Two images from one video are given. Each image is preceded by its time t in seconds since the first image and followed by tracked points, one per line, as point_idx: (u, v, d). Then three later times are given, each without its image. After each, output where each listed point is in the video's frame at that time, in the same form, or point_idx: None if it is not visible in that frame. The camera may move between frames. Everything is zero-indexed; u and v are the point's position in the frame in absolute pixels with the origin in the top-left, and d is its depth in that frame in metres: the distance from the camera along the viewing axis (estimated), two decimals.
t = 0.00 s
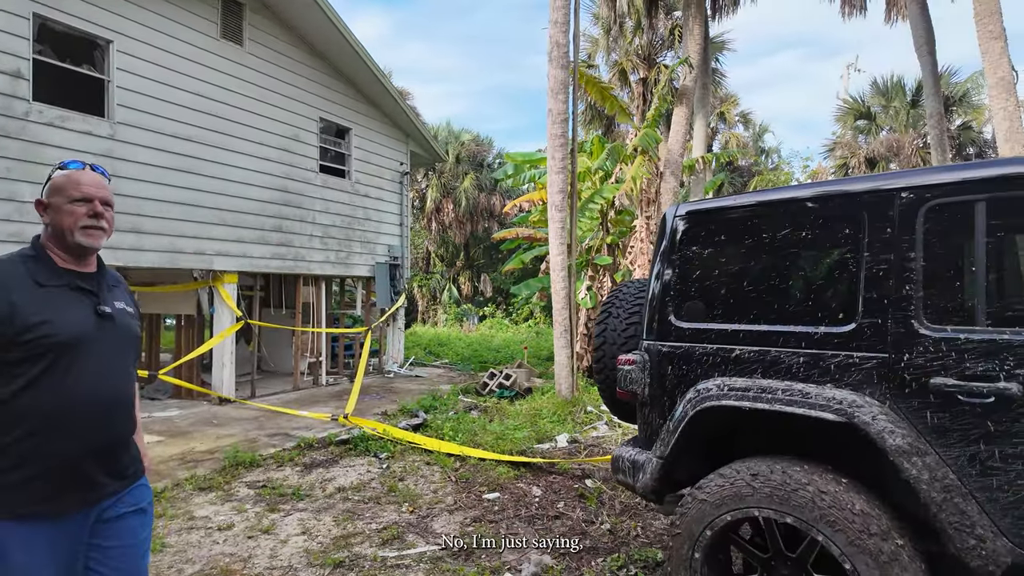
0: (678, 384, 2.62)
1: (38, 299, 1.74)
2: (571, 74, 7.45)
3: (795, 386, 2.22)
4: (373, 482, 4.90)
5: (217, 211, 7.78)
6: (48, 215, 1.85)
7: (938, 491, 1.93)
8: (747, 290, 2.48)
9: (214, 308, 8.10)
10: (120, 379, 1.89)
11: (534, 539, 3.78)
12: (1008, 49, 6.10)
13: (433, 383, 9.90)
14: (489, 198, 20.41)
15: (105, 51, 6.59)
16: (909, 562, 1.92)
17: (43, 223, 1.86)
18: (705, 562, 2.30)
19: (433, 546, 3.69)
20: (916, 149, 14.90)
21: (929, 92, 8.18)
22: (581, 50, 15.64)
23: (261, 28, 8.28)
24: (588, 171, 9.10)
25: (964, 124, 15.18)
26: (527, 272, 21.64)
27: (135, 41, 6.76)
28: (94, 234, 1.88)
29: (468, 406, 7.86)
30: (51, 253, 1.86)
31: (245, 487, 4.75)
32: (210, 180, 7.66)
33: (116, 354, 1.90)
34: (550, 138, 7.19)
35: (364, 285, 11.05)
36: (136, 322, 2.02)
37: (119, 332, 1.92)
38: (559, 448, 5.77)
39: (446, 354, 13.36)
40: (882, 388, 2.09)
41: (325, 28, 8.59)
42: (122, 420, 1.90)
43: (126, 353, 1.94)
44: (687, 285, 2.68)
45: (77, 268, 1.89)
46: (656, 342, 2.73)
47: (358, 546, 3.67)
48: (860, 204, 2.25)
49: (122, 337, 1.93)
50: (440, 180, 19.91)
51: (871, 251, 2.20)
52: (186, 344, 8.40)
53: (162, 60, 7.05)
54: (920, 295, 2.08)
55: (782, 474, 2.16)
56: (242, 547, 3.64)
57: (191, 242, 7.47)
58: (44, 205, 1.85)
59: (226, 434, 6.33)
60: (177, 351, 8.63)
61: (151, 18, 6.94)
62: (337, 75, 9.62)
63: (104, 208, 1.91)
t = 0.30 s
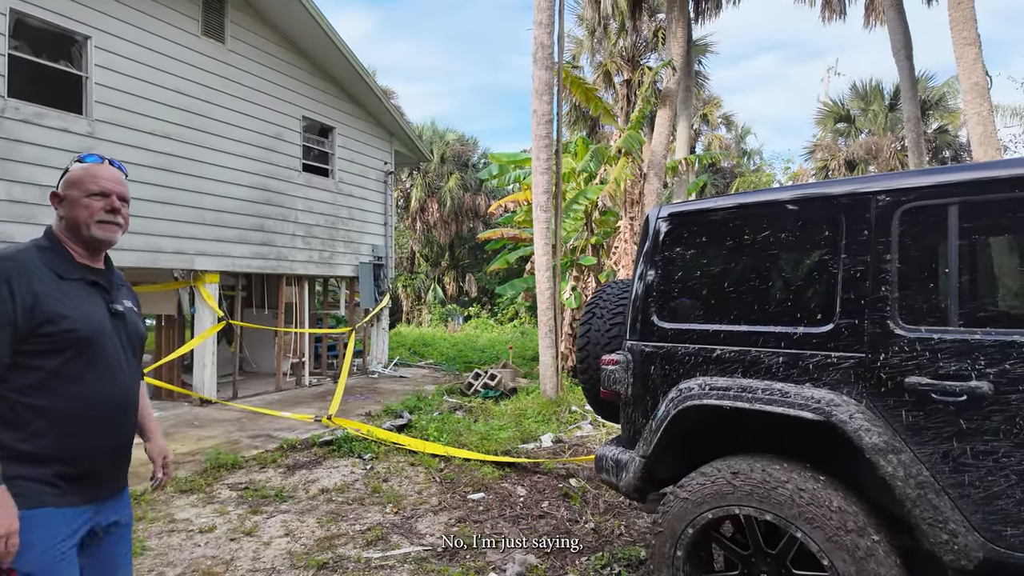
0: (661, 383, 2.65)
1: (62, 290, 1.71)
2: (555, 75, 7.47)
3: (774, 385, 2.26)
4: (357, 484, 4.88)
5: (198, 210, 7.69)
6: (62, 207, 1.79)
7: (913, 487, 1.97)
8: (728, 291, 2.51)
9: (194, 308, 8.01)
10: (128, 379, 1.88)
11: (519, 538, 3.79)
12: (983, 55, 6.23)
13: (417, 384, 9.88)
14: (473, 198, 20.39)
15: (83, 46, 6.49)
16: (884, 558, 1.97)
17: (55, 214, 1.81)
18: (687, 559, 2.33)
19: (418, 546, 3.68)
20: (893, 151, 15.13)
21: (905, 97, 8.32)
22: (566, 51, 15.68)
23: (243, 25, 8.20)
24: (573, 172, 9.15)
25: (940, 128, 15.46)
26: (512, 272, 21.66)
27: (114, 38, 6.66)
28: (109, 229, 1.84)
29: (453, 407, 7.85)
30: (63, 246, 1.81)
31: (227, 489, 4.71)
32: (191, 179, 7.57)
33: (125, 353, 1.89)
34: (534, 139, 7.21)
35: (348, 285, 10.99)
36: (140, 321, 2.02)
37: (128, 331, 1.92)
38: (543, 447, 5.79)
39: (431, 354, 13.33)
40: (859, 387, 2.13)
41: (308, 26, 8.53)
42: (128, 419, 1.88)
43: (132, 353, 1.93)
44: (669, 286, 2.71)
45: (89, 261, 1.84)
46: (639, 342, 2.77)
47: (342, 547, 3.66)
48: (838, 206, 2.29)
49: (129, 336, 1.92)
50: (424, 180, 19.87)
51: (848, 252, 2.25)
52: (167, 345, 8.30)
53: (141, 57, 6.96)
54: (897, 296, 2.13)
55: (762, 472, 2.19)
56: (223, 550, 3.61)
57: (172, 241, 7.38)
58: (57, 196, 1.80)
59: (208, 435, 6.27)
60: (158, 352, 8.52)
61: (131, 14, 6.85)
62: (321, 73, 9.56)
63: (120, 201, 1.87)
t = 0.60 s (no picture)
0: (649, 382, 2.67)
1: (59, 294, 1.65)
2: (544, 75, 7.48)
3: (761, 383, 2.27)
4: (346, 484, 4.86)
5: (184, 209, 7.62)
6: (46, 202, 1.73)
7: (897, 484, 2.00)
8: (716, 290, 2.53)
9: (181, 307, 7.93)
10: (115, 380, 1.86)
11: (508, 538, 3.79)
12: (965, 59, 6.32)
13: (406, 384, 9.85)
14: (463, 197, 20.36)
15: (66, 43, 6.40)
16: (869, 554, 1.99)
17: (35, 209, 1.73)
18: (674, 557, 2.34)
19: (406, 547, 3.67)
20: (879, 153, 15.30)
21: (890, 99, 8.42)
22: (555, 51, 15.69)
23: (230, 22, 8.13)
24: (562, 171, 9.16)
25: (924, 129, 15.68)
26: (501, 272, 21.66)
27: (98, 34, 6.57)
28: (93, 225, 1.81)
29: (442, 407, 7.83)
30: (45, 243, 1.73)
31: (213, 490, 4.67)
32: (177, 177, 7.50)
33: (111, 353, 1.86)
34: (523, 138, 7.21)
35: (337, 284, 10.93)
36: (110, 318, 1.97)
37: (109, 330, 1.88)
38: (532, 447, 5.80)
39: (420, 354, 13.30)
40: (844, 385, 2.16)
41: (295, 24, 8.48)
42: (108, 424, 1.79)
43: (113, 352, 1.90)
44: (657, 285, 2.72)
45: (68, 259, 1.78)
46: (628, 341, 2.78)
47: (330, 548, 3.64)
48: (824, 206, 2.32)
49: (110, 336, 1.89)
50: (413, 179, 19.82)
51: (834, 252, 2.27)
52: (152, 346, 8.21)
53: (126, 53, 6.88)
54: (881, 295, 2.15)
55: (749, 469, 2.21)
56: (210, 552, 3.58)
57: (158, 240, 7.30)
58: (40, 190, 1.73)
59: (195, 436, 6.21)
60: (143, 352, 8.43)
61: (116, 11, 6.77)
62: (308, 71, 9.50)
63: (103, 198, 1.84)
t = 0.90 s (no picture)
0: (639, 382, 2.68)
1: (44, 291, 1.59)
2: (535, 74, 7.48)
3: (749, 383, 2.28)
4: (335, 485, 4.83)
5: (171, 208, 7.55)
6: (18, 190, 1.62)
7: (883, 483, 2.01)
8: (705, 290, 2.55)
9: (167, 307, 7.84)
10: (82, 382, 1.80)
11: (497, 538, 3.78)
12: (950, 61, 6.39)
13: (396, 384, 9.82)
14: (453, 197, 20.32)
15: (50, 39, 6.32)
16: (856, 553, 2.00)
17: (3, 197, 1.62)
18: (664, 556, 2.35)
19: (396, 548, 3.66)
20: (866, 154, 15.47)
21: (877, 101, 8.51)
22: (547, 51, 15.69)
23: (218, 20, 8.07)
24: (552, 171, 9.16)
25: (910, 131, 15.89)
26: (492, 272, 21.66)
27: (83, 31, 6.50)
28: (66, 219, 1.73)
29: (432, 407, 7.81)
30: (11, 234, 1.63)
31: (200, 492, 4.63)
32: (163, 176, 7.43)
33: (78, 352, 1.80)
34: (513, 138, 7.21)
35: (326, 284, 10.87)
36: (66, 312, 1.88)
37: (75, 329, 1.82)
38: (522, 447, 5.80)
39: (410, 354, 13.26)
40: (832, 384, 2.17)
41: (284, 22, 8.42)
42: (75, 438, 1.72)
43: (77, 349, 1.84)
44: (648, 285, 2.74)
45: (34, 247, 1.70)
46: (618, 341, 2.80)
47: (319, 549, 3.62)
48: (812, 207, 2.33)
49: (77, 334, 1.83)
50: (403, 179, 19.76)
51: (822, 252, 2.29)
52: (139, 347, 8.13)
53: (111, 51, 6.80)
54: (868, 295, 2.17)
55: (739, 469, 2.22)
56: (196, 554, 3.55)
57: (144, 239, 7.23)
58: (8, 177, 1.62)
59: (182, 437, 6.15)
60: (130, 353, 8.34)
61: (101, 7, 6.69)
62: (297, 70, 9.44)
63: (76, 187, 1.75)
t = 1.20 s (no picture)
0: (632, 383, 2.69)
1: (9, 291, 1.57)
2: (526, 74, 7.48)
3: (742, 383, 2.29)
4: (325, 486, 4.80)
5: (159, 208, 7.47)
6: None
7: (874, 483, 2.03)
8: (697, 291, 2.56)
9: (155, 308, 7.76)
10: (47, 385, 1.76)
11: (489, 538, 3.77)
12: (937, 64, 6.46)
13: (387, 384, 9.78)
14: (444, 197, 20.28)
15: (36, 36, 6.23)
16: (848, 554, 2.02)
17: None
18: (657, 556, 2.35)
19: (387, 549, 3.64)
20: (853, 156, 15.64)
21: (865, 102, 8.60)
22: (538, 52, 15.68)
23: (206, 18, 8.00)
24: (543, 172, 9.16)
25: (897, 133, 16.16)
26: (483, 272, 21.65)
27: (70, 28, 6.42)
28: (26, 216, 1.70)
29: (423, 407, 7.79)
30: None
31: (189, 494, 4.58)
32: (150, 175, 7.35)
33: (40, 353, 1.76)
34: (505, 138, 7.20)
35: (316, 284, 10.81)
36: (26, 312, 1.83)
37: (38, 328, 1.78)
38: (514, 447, 5.79)
39: (401, 354, 13.22)
40: (823, 385, 2.19)
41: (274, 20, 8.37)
42: (43, 438, 1.69)
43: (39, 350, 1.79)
44: (640, 286, 2.75)
45: None
46: (611, 342, 2.81)
47: (309, 551, 3.60)
48: (803, 209, 2.35)
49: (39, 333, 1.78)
50: (394, 179, 19.70)
51: (813, 253, 2.31)
52: (126, 347, 8.04)
53: (98, 48, 6.72)
54: (859, 296, 2.19)
55: (732, 469, 2.23)
56: (185, 556, 3.51)
57: (131, 239, 7.15)
58: None
59: (170, 439, 6.09)
60: (117, 353, 8.25)
61: (88, 4, 6.61)
62: (287, 69, 9.38)
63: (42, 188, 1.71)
